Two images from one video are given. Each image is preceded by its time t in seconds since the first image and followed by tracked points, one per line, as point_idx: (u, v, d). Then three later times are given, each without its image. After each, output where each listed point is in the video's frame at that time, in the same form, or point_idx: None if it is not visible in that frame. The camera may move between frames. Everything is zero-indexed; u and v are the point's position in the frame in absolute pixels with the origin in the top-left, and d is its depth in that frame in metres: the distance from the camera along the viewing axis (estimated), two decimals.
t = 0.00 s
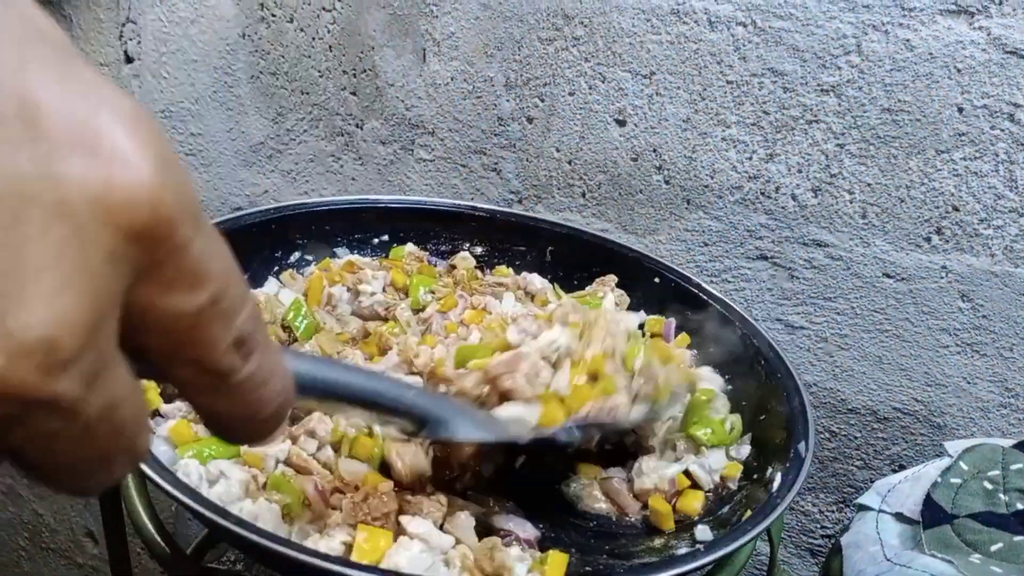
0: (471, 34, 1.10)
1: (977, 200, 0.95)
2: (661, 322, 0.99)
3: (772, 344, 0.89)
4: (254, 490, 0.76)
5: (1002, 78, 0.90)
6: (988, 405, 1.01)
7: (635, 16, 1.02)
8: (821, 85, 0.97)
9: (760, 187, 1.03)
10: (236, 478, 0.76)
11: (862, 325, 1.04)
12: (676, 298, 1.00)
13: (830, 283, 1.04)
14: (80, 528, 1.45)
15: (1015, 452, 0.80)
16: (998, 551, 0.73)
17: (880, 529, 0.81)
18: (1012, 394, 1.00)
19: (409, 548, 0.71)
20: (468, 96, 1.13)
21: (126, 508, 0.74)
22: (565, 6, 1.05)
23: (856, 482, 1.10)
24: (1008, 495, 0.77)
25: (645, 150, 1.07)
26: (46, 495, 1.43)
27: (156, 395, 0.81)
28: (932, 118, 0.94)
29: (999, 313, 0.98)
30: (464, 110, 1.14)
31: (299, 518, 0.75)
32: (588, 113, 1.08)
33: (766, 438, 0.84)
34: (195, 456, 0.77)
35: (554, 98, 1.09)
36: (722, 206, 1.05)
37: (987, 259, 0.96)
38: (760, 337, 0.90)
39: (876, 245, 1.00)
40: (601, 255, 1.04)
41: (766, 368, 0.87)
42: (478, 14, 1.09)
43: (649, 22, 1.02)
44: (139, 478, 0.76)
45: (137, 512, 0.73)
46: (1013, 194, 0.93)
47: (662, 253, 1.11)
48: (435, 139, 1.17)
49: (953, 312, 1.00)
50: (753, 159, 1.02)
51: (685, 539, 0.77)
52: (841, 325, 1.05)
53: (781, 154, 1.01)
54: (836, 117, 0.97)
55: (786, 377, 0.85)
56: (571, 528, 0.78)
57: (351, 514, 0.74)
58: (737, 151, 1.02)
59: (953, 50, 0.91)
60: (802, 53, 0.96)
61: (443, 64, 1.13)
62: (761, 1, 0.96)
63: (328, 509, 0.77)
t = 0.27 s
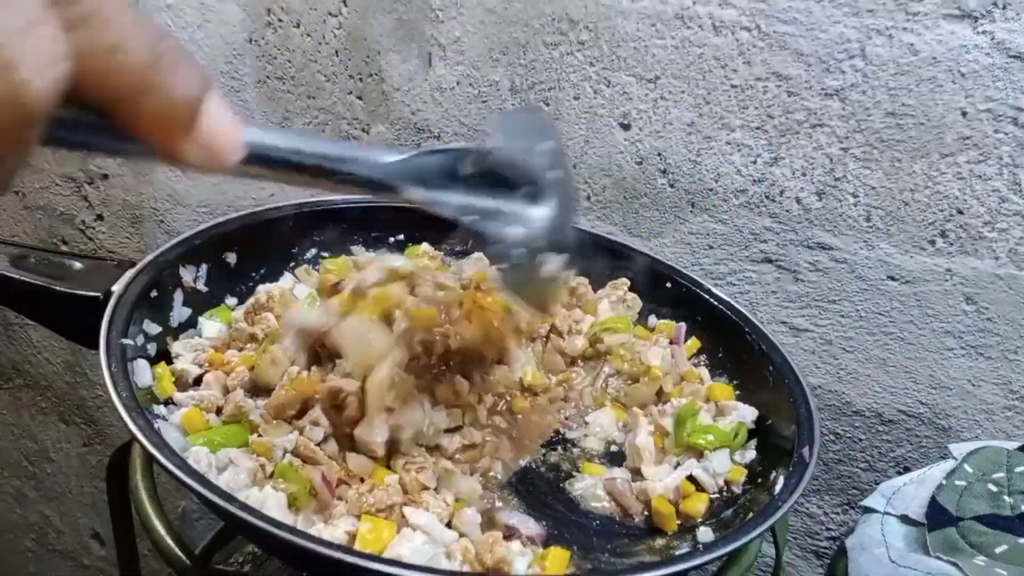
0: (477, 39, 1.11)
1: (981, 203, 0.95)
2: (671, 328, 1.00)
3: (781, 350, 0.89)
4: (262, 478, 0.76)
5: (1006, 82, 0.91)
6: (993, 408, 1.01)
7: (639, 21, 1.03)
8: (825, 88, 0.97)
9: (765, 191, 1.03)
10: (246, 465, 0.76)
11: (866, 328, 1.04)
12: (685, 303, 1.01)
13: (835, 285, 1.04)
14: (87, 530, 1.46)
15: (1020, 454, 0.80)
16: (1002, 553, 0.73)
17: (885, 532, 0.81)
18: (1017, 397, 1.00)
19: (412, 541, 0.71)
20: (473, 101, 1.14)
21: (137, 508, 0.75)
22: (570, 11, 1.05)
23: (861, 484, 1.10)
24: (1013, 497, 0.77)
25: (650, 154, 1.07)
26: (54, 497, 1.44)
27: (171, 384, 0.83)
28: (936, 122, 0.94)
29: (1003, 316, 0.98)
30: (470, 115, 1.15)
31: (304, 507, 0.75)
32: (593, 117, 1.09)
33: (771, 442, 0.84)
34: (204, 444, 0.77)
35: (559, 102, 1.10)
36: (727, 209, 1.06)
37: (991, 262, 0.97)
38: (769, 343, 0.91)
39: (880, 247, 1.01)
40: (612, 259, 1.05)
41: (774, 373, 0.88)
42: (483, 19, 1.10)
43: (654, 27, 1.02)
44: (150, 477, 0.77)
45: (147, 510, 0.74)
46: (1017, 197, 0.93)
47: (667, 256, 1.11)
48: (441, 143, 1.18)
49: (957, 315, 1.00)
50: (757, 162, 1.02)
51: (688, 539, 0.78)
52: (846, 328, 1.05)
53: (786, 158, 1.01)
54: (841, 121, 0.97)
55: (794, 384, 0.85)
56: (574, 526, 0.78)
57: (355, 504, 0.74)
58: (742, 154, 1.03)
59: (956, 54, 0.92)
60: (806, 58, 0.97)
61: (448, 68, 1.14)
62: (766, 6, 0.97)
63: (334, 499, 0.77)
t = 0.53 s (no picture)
0: (481, 44, 1.11)
1: (985, 207, 0.95)
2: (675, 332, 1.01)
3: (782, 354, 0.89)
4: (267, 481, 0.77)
5: (1009, 86, 0.91)
6: (997, 411, 1.02)
7: (643, 26, 1.03)
8: (828, 93, 0.97)
9: (768, 195, 1.04)
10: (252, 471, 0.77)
11: (870, 332, 1.04)
12: (689, 308, 1.00)
13: (838, 289, 1.05)
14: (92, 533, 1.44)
15: None
16: (1007, 558, 0.73)
17: (889, 536, 0.81)
18: (1020, 401, 1.00)
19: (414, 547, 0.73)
20: (477, 105, 1.14)
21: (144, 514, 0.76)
22: (574, 16, 1.06)
23: (865, 488, 1.10)
24: (1016, 502, 0.77)
25: (654, 158, 1.08)
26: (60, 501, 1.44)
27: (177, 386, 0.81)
28: (939, 126, 0.94)
29: (1007, 320, 0.98)
30: (473, 119, 1.15)
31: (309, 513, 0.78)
32: (597, 122, 1.09)
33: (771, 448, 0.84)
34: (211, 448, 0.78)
35: (563, 106, 1.10)
36: (730, 213, 1.06)
37: (994, 265, 0.97)
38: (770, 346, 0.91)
39: (884, 251, 1.01)
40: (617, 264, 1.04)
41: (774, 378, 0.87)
42: (487, 24, 1.10)
43: (657, 31, 1.03)
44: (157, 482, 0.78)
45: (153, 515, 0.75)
46: (1020, 201, 0.93)
47: (671, 260, 1.12)
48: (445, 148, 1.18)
49: (961, 318, 1.00)
50: (761, 167, 1.03)
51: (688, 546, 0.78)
52: (849, 332, 1.06)
53: (789, 162, 1.01)
54: (844, 125, 0.98)
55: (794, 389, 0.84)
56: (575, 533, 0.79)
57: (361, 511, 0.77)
58: (745, 159, 1.03)
59: (960, 58, 0.92)
60: (810, 62, 0.97)
61: (452, 73, 1.14)
62: (769, 10, 0.97)
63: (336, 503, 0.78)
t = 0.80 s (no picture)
0: (486, 44, 1.12)
1: (989, 208, 0.95)
2: (681, 327, 1.00)
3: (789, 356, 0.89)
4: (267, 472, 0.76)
5: (1013, 87, 0.91)
6: (1001, 413, 1.02)
7: (648, 26, 1.03)
8: (833, 94, 0.97)
9: (772, 196, 1.04)
10: (254, 458, 0.76)
11: (874, 333, 1.05)
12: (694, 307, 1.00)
13: (843, 290, 1.05)
14: (94, 532, 1.45)
15: None
16: (1010, 556, 0.74)
17: (892, 535, 0.81)
18: None
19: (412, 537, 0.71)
20: (482, 105, 1.14)
21: (152, 508, 0.76)
22: (579, 16, 1.06)
23: (869, 489, 1.10)
24: (1019, 501, 0.77)
25: (659, 158, 1.08)
26: (63, 500, 1.44)
27: (186, 379, 0.83)
28: (944, 127, 0.94)
29: (1011, 321, 0.98)
30: (478, 119, 1.15)
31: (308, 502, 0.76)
32: (601, 122, 1.10)
33: (774, 446, 0.84)
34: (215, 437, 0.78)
35: (567, 107, 1.10)
36: (735, 214, 1.06)
37: (999, 266, 0.97)
38: (776, 347, 0.91)
39: (888, 252, 1.01)
40: (623, 261, 1.04)
41: (782, 379, 0.88)
42: (492, 25, 1.10)
43: (662, 32, 1.03)
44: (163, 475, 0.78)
45: (161, 509, 0.75)
46: None
47: (675, 260, 1.12)
48: (449, 148, 1.18)
49: (965, 320, 1.00)
50: (765, 167, 1.03)
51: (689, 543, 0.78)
52: (853, 333, 1.06)
53: (793, 163, 1.02)
54: (848, 126, 0.98)
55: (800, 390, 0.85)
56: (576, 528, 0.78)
57: (360, 499, 0.76)
58: (750, 159, 1.03)
59: (964, 59, 0.92)
60: (814, 63, 0.97)
61: (458, 74, 1.14)
62: (774, 11, 0.97)
63: (339, 493, 0.78)
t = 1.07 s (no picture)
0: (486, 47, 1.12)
1: (989, 210, 0.95)
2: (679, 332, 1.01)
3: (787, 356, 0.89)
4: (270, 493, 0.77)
5: (1013, 90, 0.91)
6: (1001, 414, 1.02)
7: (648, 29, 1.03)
8: (833, 97, 0.98)
9: (772, 199, 1.04)
10: (255, 479, 0.77)
11: (874, 335, 1.05)
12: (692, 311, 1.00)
13: (843, 292, 1.05)
14: (95, 535, 1.44)
15: None
16: (1011, 560, 0.75)
17: (894, 538, 0.81)
18: None
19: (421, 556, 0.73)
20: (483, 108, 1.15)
21: (154, 516, 0.75)
22: (579, 19, 1.06)
23: (869, 491, 1.10)
24: (1021, 504, 0.78)
25: (659, 161, 1.08)
26: (63, 502, 1.44)
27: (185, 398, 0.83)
28: (944, 129, 0.95)
29: (1010, 323, 0.99)
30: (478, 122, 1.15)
31: (312, 519, 0.78)
32: (601, 125, 1.10)
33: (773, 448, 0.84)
34: (216, 458, 0.78)
35: (567, 110, 1.11)
36: (734, 217, 1.06)
37: (999, 269, 0.97)
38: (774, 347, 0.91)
39: (888, 254, 1.01)
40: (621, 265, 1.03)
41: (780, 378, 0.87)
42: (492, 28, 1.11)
43: (662, 36, 1.03)
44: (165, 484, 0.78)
45: (163, 518, 0.74)
46: None
47: (675, 263, 1.12)
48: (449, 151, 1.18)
49: (965, 322, 1.00)
50: (765, 170, 1.03)
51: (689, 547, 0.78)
52: (854, 335, 1.06)
53: (794, 166, 1.02)
54: (848, 128, 0.98)
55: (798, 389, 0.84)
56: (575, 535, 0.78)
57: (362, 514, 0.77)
58: (750, 162, 1.03)
59: (964, 62, 0.92)
60: (814, 66, 0.97)
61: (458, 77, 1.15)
62: (774, 14, 0.98)
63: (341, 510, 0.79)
